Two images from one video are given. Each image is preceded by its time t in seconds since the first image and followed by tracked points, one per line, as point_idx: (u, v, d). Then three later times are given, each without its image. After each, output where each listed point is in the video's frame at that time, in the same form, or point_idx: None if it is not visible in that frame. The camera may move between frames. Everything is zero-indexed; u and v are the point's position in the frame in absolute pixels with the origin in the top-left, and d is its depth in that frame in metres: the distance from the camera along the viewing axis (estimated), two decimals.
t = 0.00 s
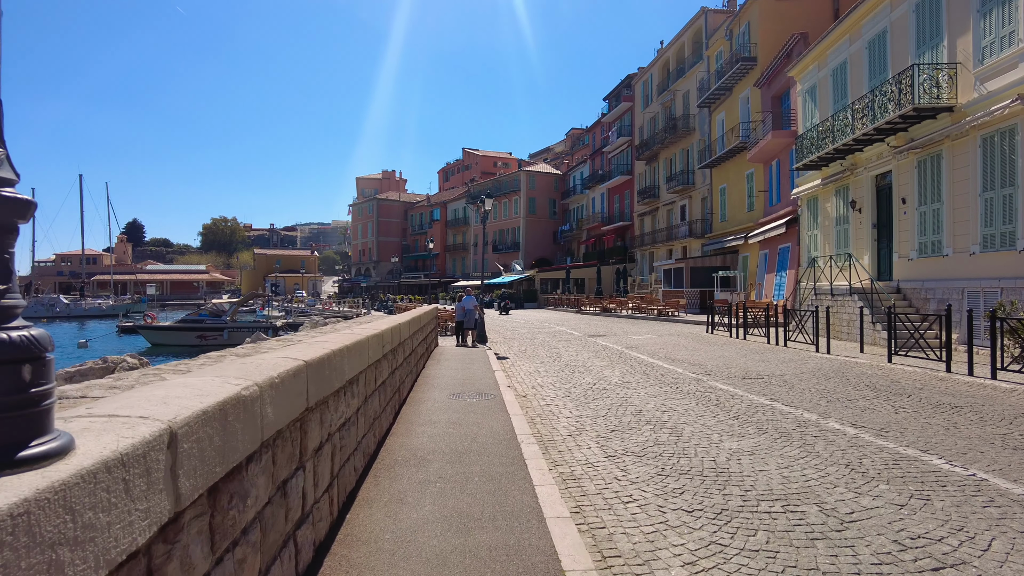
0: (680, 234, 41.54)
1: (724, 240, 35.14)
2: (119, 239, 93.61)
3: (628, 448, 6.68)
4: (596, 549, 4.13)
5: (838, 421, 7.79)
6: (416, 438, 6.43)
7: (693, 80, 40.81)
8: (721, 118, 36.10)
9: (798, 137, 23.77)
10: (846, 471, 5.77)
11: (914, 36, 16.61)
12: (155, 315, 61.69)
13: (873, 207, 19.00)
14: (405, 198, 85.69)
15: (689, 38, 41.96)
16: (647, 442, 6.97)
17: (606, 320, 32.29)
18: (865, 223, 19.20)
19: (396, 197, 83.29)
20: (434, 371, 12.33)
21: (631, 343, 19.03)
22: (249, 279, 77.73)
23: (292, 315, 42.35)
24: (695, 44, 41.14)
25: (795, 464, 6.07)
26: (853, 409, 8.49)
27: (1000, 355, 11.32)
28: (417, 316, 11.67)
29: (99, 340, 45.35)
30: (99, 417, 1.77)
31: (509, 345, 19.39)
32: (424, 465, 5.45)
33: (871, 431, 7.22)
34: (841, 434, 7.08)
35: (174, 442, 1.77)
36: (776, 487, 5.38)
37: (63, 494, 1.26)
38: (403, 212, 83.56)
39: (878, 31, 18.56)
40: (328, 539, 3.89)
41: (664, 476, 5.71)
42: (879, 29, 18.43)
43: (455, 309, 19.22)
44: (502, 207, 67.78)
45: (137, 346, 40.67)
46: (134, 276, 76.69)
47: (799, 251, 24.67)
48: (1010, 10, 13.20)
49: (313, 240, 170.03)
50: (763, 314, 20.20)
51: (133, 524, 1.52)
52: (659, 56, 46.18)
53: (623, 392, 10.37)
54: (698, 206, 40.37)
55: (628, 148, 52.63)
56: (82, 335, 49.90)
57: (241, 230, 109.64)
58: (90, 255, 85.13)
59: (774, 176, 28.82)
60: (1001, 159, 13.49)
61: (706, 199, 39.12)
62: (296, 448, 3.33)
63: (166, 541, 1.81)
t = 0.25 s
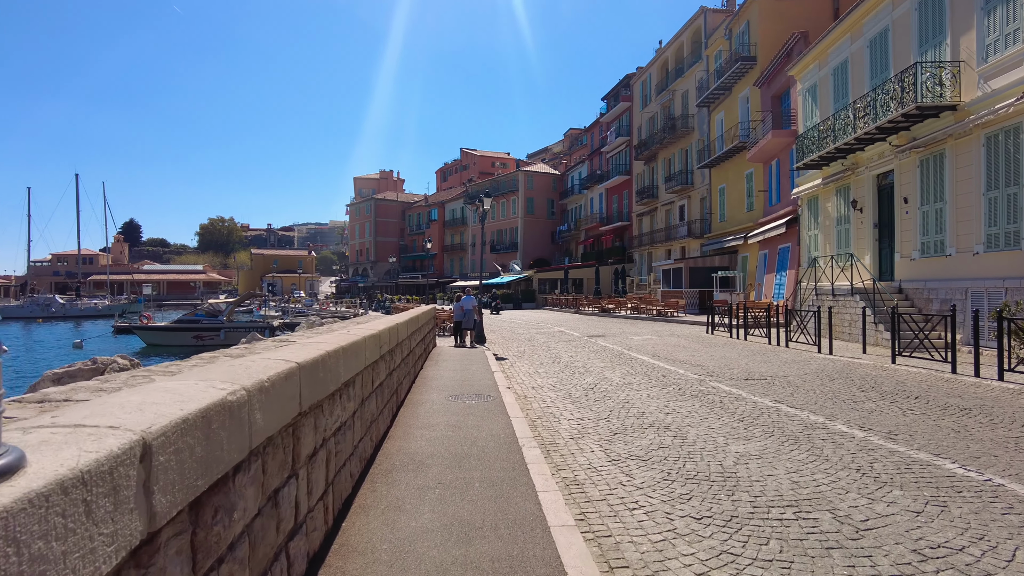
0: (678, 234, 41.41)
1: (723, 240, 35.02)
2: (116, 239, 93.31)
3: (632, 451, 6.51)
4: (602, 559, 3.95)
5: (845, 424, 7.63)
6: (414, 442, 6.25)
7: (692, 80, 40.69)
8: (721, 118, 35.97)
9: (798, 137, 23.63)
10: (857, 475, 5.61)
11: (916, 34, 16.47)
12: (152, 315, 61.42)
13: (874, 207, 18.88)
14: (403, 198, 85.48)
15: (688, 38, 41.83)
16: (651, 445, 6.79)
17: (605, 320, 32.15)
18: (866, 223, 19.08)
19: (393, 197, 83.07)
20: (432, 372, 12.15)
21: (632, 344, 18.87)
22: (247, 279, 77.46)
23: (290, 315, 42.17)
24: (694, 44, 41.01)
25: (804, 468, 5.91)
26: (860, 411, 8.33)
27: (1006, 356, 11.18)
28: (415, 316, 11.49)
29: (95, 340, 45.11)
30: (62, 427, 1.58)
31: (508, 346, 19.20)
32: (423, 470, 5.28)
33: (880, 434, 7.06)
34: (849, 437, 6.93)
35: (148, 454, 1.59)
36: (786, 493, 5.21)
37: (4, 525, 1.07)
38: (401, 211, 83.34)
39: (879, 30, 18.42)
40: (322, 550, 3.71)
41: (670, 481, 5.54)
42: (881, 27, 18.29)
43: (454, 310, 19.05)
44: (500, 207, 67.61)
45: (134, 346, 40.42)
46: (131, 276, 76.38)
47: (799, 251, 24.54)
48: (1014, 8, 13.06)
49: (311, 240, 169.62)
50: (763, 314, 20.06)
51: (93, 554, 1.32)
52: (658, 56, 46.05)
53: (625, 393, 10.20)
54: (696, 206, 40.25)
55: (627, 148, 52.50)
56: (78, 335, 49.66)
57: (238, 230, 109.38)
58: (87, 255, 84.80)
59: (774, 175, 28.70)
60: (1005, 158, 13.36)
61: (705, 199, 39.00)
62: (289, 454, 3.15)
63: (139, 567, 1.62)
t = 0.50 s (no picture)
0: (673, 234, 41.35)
1: (718, 240, 34.97)
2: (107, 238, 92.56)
3: (631, 456, 6.35)
4: (603, 572, 3.80)
5: (848, 427, 7.49)
6: (408, 447, 6.08)
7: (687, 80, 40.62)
8: (715, 118, 35.91)
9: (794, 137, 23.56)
10: (862, 481, 5.48)
11: (914, 33, 16.40)
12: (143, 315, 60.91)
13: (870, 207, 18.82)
14: (397, 197, 85.15)
15: (683, 37, 41.75)
16: (650, 450, 6.64)
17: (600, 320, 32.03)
18: (862, 223, 19.03)
19: (387, 197, 82.73)
20: (426, 373, 11.96)
21: (628, 345, 18.72)
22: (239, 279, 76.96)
23: (283, 315, 41.87)
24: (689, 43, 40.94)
25: (807, 474, 5.77)
26: (861, 414, 8.19)
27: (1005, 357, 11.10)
28: (409, 317, 11.31)
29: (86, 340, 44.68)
30: (13, 449, 1.41)
31: (503, 346, 19.01)
32: (417, 477, 5.10)
33: (883, 438, 6.93)
34: (851, 442, 6.80)
35: (111, 479, 1.42)
36: (790, 500, 5.07)
37: None
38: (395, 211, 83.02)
39: (876, 29, 18.34)
40: (312, 564, 3.55)
41: (671, 488, 5.39)
42: (878, 27, 18.21)
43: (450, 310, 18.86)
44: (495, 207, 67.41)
45: (125, 346, 40.01)
46: (122, 275, 75.76)
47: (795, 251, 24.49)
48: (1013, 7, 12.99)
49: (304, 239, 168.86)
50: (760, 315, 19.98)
51: None
52: (652, 56, 45.97)
53: (622, 395, 10.04)
54: (691, 206, 40.20)
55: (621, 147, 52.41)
56: (68, 335, 49.18)
57: (231, 229, 108.74)
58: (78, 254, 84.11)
59: (770, 175, 28.64)
60: (1003, 158, 13.30)
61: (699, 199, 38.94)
62: (276, 466, 2.98)
63: None
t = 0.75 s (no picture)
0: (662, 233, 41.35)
1: (707, 240, 34.97)
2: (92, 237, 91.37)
3: (625, 459, 6.19)
4: None
5: (844, 428, 7.37)
6: (396, 451, 5.87)
7: (676, 79, 40.63)
8: (705, 118, 35.93)
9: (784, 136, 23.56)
10: (862, 484, 5.35)
11: (904, 33, 16.40)
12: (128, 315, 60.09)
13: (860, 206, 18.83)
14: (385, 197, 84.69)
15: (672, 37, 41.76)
16: (645, 452, 6.49)
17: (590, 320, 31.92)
18: (852, 222, 19.03)
19: (376, 196, 82.24)
20: (415, 374, 11.73)
21: (619, 344, 18.58)
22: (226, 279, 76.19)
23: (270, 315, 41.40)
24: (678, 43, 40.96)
25: (806, 476, 5.64)
26: (857, 415, 8.08)
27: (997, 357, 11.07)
28: (398, 317, 11.09)
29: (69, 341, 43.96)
30: None
31: (492, 346, 18.81)
32: (405, 483, 4.91)
33: (880, 439, 6.82)
34: (848, 443, 6.68)
35: (48, 502, 1.24)
36: (791, 504, 4.93)
37: None
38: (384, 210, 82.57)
39: (866, 29, 18.34)
40: None
41: (667, 492, 5.24)
42: (868, 26, 18.22)
43: (440, 309, 18.67)
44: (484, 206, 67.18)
45: (108, 346, 39.41)
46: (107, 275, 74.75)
47: (785, 251, 24.50)
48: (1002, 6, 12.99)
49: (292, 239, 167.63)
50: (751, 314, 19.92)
51: None
52: (642, 56, 45.98)
53: (614, 396, 9.89)
54: (680, 206, 40.21)
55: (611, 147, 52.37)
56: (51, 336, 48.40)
57: (218, 228, 107.75)
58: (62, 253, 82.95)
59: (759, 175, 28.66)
60: (993, 157, 13.29)
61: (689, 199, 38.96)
62: (253, 475, 2.79)
63: None
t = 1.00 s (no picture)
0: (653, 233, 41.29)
1: (698, 240, 34.94)
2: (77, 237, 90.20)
3: (620, 463, 6.01)
4: None
5: (842, 430, 7.23)
6: (383, 456, 5.66)
7: (667, 79, 40.58)
8: (696, 118, 35.88)
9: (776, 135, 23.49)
10: (864, 488, 5.20)
11: (896, 31, 16.35)
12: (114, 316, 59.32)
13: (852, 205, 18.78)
14: (375, 196, 84.22)
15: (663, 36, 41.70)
16: (640, 456, 6.31)
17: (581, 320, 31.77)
18: (845, 221, 18.99)
19: (365, 195, 81.75)
20: (404, 375, 11.51)
21: (612, 344, 18.41)
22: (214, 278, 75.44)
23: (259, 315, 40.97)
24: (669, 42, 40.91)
25: (807, 481, 5.48)
26: (856, 416, 7.93)
27: (992, 357, 10.98)
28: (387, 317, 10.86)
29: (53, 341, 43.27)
30: None
31: (483, 346, 18.59)
32: (392, 491, 4.70)
33: (880, 441, 6.68)
34: (847, 445, 6.54)
35: None
36: (793, 511, 4.76)
37: None
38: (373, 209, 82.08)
39: (858, 27, 18.30)
40: None
41: (665, 498, 5.05)
42: (860, 25, 18.17)
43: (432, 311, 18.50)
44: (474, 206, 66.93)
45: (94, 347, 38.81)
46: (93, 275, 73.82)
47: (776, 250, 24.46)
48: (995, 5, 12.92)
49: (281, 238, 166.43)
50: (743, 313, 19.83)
51: None
52: (633, 55, 45.91)
53: (607, 397, 9.71)
54: (671, 205, 40.17)
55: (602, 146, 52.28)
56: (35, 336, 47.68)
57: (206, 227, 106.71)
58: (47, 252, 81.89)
59: (750, 174, 28.62)
60: (986, 155, 13.24)
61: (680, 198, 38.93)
62: (226, 489, 2.57)
63: None
